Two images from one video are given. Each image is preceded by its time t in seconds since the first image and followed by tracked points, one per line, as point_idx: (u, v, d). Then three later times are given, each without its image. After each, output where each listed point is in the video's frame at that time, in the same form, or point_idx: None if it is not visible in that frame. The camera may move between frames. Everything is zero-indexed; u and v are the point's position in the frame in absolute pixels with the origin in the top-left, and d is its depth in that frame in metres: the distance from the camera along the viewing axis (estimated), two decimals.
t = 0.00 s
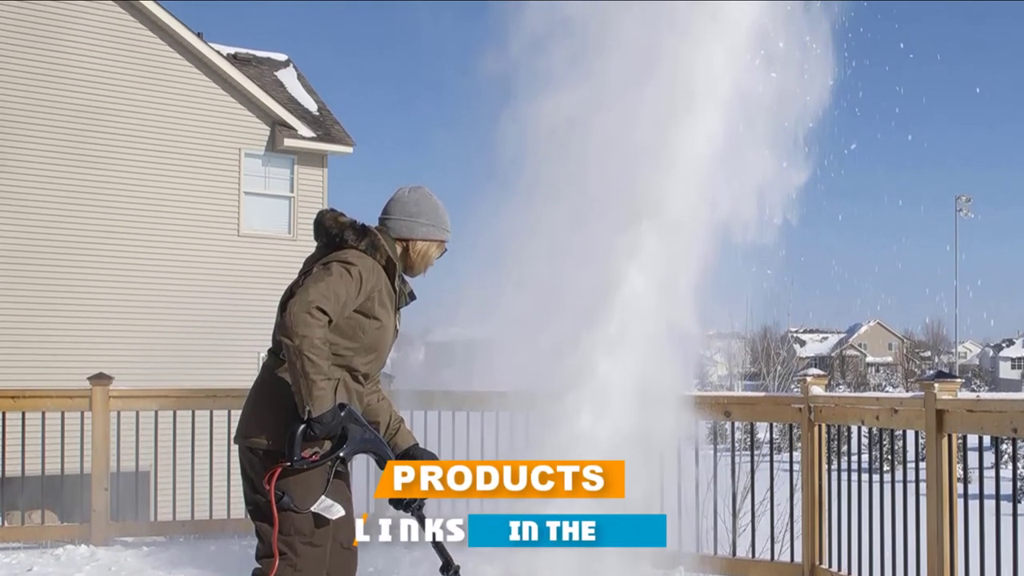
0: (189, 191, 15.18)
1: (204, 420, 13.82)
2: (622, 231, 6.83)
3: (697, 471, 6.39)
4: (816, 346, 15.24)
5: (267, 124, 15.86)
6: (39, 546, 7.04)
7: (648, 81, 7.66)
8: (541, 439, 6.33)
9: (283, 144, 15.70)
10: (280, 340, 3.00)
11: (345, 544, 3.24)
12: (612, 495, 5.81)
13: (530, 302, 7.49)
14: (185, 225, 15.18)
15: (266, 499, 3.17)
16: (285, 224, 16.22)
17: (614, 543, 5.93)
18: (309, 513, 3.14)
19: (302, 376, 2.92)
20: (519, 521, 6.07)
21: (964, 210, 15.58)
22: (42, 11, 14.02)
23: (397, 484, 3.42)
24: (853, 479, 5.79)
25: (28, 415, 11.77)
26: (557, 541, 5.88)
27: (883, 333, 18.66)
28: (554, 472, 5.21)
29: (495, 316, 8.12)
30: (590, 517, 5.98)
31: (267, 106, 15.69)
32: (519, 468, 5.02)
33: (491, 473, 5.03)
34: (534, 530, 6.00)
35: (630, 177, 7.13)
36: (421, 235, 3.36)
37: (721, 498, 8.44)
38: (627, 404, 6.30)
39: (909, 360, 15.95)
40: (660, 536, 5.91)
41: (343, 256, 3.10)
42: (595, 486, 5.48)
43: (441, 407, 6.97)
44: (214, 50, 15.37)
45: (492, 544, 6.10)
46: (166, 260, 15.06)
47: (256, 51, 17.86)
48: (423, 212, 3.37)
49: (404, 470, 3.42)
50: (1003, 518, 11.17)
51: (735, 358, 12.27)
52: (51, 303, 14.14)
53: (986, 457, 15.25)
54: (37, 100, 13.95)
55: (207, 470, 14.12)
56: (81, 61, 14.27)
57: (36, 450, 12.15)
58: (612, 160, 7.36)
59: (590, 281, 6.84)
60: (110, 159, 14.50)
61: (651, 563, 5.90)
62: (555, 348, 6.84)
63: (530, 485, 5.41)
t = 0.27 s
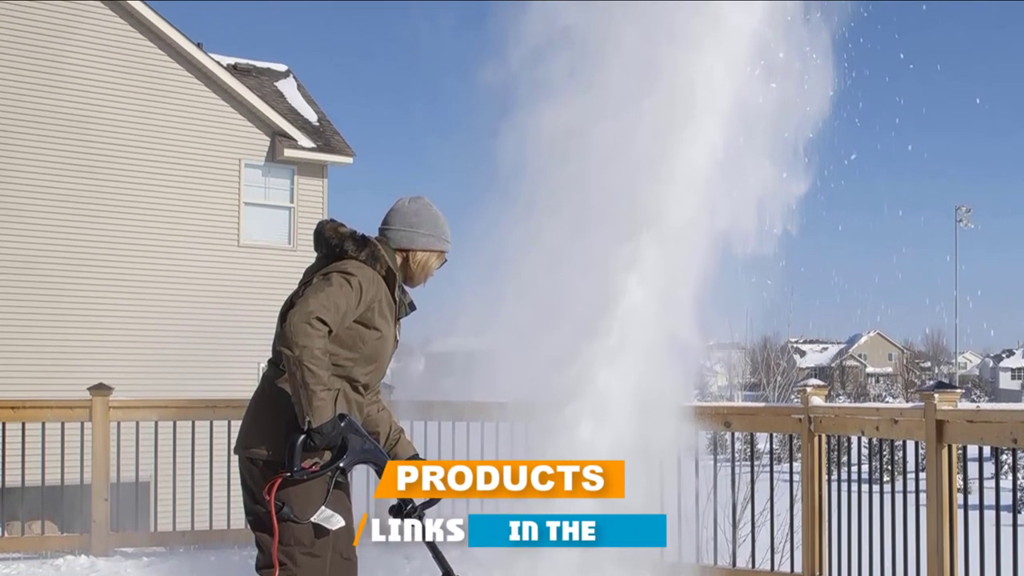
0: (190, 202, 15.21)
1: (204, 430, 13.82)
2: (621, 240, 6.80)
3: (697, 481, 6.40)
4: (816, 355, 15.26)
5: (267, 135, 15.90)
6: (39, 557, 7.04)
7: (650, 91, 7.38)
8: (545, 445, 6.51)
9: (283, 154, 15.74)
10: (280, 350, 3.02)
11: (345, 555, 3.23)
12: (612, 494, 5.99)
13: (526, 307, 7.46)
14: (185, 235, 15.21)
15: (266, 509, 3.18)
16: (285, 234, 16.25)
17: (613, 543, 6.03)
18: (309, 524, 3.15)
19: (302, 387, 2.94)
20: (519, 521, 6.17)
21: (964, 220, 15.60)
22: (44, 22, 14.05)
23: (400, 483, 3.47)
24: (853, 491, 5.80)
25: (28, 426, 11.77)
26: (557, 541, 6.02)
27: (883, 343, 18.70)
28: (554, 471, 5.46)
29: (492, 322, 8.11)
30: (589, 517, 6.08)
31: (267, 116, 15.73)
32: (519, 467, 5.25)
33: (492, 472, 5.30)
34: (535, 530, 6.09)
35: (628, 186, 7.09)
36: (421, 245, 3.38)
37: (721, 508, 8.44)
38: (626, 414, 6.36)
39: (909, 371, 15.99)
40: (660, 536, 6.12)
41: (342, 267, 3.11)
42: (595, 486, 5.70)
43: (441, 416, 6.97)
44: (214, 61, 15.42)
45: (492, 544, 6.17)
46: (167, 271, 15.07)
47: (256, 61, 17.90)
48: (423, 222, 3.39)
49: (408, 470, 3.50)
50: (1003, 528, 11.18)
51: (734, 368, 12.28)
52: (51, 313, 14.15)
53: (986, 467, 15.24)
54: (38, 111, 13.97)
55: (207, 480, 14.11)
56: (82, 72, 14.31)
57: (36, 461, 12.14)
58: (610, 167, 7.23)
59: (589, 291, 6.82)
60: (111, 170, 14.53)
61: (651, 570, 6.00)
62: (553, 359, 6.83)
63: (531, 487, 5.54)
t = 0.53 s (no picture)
0: (189, 213, 15.23)
1: (204, 441, 13.81)
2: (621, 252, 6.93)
3: (696, 492, 6.39)
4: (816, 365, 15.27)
5: (267, 145, 15.95)
6: (39, 567, 7.05)
7: (650, 100, 7.79)
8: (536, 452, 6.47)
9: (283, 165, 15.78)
10: (279, 361, 3.03)
11: (345, 565, 3.25)
12: (613, 495, 5.97)
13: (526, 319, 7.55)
14: (185, 245, 15.23)
15: (266, 520, 3.18)
16: (285, 245, 16.28)
17: (613, 543, 6.00)
18: (309, 534, 3.16)
19: (302, 398, 2.96)
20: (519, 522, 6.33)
21: (965, 230, 15.63)
22: (45, 33, 14.11)
23: (400, 482, 3.50)
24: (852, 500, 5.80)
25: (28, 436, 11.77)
26: (557, 541, 6.12)
27: (884, 354, 18.74)
28: (554, 472, 5.58)
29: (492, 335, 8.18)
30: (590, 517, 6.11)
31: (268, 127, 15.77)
32: (518, 467, 5.43)
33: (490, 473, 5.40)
34: (534, 530, 6.23)
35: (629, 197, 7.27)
36: (422, 256, 3.40)
37: (721, 519, 8.44)
38: (627, 425, 6.36)
39: (909, 381, 16.01)
40: (660, 536, 6.02)
41: (343, 277, 3.13)
42: (595, 486, 5.73)
43: (441, 427, 6.97)
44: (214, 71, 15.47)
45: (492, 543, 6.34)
46: (166, 282, 15.08)
47: (256, 72, 17.96)
48: (423, 233, 3.40)
49: (407, 470, 3.55)
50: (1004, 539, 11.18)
51: (734, 379, 12.30)
52: (52, 324, 14.17)
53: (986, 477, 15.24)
54: (39, 122, 14.01)
55: (207, 491, 14.09)
56: (83, 83, 14.35)
57: (36, 471, 12.13)
58: (610, 179, 7.47)
59: (589, 301, 6.91)
60: (111, 180, 14.57)
61: None
62: (554, 371, 6.87)
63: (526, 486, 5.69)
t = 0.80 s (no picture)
0: (189, 222, 15.26)
1: (204, 450, 13.82)
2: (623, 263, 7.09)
3: (696, 502, 6.40)
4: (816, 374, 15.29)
5: (267, 154, 16.00)
6: None
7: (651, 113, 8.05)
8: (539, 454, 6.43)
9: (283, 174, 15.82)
10: (280, 370, 3.05)
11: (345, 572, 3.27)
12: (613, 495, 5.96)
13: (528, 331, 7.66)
14: (185, 255, 15.25)
15: (266, 529, 3.20)
16: (285, 254, 16.30)
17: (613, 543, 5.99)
18: (309, 544, 3.18)
19: (302, 407, 2.97)
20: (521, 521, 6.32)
21: (965, 240, 15.67)
22: (46, 43, 14.15)
23: (399, 483, 3.48)
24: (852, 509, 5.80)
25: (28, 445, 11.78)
26: (557, 541, 6.13)
27: (883, 363, 18.80)
28: (554, 472, 5.59)
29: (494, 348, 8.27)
30: (590, 517, 6.10)
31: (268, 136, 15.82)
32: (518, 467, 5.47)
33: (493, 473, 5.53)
34: (535, 530, 6.22)
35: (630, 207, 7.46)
36: (421, 266, 3.41)
37: (721, 528, 8.45)
38: (627, 434, 6.35)
39: (910, 391, 16.03)
40: (660, 535, 5.94)
41: (343, 286, 3.15)
42: (595, 486, 5.73)
43: (442, 436, 6.98)
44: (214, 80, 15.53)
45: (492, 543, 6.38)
46: (166, 291, 15.10)
47: (256, 81, 18.02)
48: (423, 242, 3.42)
49: (407, 470, 3.57)
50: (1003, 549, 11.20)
51: (733, 388, 12.34)
52: (52, 333, 14.18)
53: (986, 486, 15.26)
54: (40, 130, 14.03)
55: (207, 500, 14.09)
56: (84, 93, 14.39)
57: (36, 481, 12.14)
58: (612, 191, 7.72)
59: (590, 312, 7.02)
60: (112, 189, 14.59)
61: None
62: (554, 380, 6.93)
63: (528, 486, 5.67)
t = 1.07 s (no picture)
0: (190, 233, 15.29)
1: (204, 461, 13.81)
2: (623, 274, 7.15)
3: (697, 511, 6.40)
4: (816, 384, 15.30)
5: (267, 165, 16.04)
6: None
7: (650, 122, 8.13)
8: (537, 457, 6.32)
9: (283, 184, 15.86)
10: (279, 380, 3.07)
11: None
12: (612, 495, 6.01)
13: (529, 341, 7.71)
14: (185, 265, 15.26)
15: (266, 539, 3.21)
16: (285, 264, 16.33)
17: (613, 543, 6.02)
18: (309, 554, 3.19)
19: (302, 417, 2.99)
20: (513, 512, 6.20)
21: (964, 250, 15.71)
22: (47, 55, 14.21)
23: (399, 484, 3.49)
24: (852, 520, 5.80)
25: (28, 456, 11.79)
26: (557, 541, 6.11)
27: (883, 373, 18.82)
28: (555, 472, 5.61)
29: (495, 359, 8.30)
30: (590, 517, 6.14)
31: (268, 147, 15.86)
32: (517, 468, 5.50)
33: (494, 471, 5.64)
34: (535, 530, 6.18)
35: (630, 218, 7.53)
36: (421, 276, 3.43)
37: (721, 539, 8.45)
38: (627, 443, 6.40)
39: (909, 401, 16.06)
40: (661, 536, 5.95)
41: (343, 297, 3.17)
42: (594, 486, 5.82)
43: (443, 446, 7.01)
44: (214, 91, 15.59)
45: (492, 544, 6.34)
46: (166, 302, 15.12)
47: (257, 92, 18.07)
48: (423, 252, 3.44)
49: (407, 470, 3.58)
50: (1004, 559, 11.20)
51: (733, 398, 12.36)
52: (52, 344, 14.18)
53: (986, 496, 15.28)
54: (40, 142, 14.07)
55: (207, 510, 14.08)
56: (85, 104, 14.43)
57: (36, 491, 12.14)
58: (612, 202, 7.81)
59: (591, 321, 7.07)
60: (113, 200, 14.62)
61: None
62: (555, 389, 6.97)
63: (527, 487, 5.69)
